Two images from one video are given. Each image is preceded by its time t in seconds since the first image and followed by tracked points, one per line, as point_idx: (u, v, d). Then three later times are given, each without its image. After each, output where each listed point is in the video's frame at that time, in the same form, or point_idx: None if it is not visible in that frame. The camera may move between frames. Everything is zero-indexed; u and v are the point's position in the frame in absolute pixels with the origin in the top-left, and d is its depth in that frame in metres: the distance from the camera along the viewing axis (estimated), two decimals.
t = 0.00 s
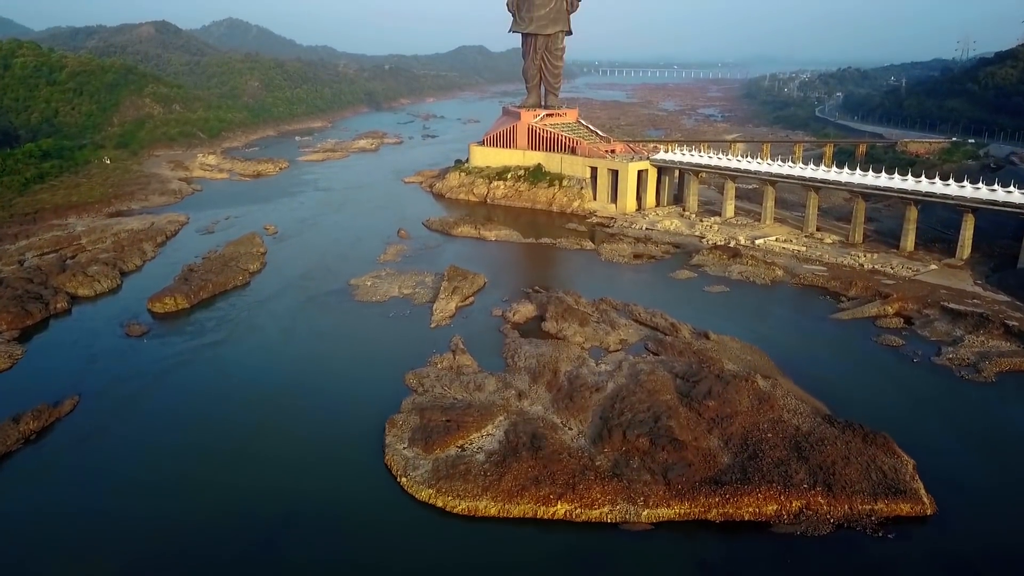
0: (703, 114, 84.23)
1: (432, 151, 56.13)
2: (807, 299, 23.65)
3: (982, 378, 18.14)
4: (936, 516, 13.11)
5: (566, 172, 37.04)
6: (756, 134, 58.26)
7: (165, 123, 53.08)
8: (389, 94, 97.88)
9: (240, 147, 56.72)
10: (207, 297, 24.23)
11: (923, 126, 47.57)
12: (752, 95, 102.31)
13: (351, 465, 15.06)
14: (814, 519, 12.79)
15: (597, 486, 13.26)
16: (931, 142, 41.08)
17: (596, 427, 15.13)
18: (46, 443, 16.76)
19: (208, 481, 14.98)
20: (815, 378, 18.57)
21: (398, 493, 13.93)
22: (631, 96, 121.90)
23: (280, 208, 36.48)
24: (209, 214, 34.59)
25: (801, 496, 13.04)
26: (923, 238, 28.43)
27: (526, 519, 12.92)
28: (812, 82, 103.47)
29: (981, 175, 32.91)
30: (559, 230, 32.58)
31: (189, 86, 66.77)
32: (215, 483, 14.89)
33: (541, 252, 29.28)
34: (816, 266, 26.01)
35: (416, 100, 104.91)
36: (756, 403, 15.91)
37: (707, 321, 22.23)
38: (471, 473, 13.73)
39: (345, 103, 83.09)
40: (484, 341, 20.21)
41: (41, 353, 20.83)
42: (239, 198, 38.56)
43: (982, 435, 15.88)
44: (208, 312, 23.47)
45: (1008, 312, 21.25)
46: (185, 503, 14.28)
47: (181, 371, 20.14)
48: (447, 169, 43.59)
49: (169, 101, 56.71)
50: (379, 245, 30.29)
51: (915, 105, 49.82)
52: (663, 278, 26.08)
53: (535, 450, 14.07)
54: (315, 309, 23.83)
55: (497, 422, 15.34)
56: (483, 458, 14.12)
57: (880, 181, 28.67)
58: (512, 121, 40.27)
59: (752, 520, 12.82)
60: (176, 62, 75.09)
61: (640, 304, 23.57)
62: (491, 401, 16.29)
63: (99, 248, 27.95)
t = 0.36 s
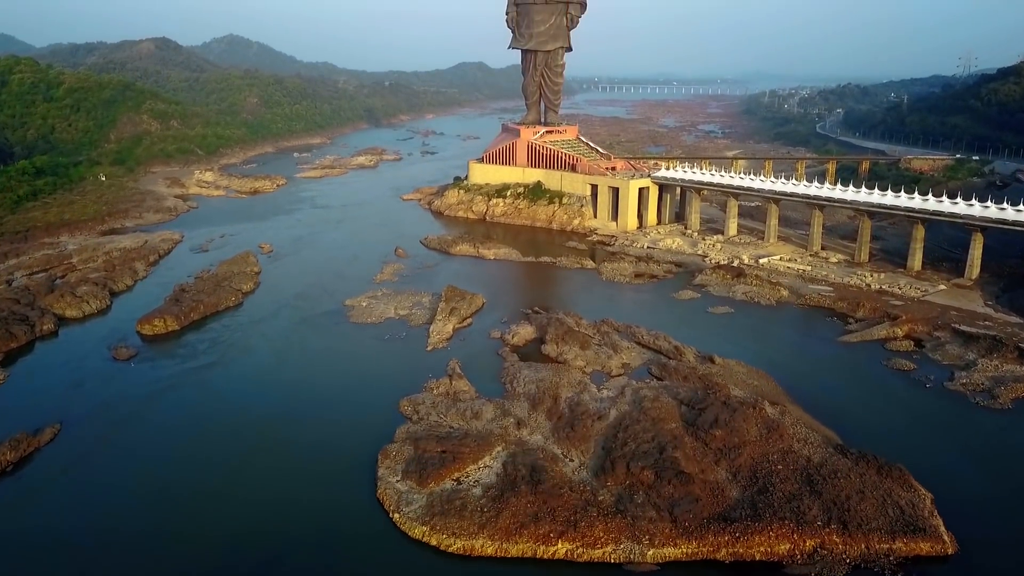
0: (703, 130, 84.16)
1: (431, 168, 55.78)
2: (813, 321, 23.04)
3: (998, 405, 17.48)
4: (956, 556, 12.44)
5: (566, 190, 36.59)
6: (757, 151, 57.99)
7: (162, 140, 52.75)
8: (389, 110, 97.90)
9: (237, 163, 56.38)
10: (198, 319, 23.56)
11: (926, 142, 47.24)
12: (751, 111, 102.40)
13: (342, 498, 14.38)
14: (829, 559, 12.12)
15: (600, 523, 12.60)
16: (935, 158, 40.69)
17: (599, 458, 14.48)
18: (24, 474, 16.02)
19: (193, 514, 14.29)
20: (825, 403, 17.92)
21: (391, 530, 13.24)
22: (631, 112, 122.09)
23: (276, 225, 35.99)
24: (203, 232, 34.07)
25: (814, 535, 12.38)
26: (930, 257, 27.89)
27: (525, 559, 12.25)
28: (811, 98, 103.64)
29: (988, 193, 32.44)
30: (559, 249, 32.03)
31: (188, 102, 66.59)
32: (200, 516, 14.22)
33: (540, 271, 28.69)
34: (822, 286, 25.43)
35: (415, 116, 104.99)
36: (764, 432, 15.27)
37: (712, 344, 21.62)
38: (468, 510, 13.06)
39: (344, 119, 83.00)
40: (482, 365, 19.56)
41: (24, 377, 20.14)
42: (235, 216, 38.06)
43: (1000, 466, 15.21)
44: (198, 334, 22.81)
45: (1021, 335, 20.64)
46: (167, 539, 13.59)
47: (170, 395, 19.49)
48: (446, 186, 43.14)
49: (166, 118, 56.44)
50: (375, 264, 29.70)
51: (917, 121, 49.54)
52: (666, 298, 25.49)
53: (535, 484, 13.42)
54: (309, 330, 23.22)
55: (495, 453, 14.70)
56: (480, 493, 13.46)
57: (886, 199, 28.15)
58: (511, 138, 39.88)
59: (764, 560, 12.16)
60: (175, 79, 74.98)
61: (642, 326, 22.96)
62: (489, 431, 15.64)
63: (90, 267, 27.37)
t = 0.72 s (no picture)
0: (703, 146, 83.95)
1: (429, 184, 55.39)
2: (821, 342, 22.42)
3: (1015, 432, 16.80)
4: None
5: (566, 207, 36.11)
6: (758, 167, 57.64)
7: (159, 156, 52.41)
8: (388, 126, 97.83)
9: (235, 180, 56.02)
10: (188, 340, 22.88)
11: (928, 158, 46.88)
12: (752, 127, 102.38)
13: (332, 530, 13.68)
14: None
15: (603, 562, 11.93)
16: (939, 175, 40.25)
17: (601, 492, 13.83)
18: None
19: (176, 547, 13.60)
20: (835, 428, 17.27)
21: (383, 568, 12.54)
22: (631, 128, 122.08)
23: (272, 243, 35.50)
24: (198, 250, 33.55)
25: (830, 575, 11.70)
26: (938, 276, 27.32)
27: None
28: (811, 113, 103.68)
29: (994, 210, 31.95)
30: (559, 266, 31.48)
31: (186, 118, 66.38)
32: (185, 548, 13.52)
33: (540, 290, 28.10)
34: (828, 306, 24.83)
35: (415, 132, 104.95)
36: (774, 462, 14.61)
37: (716, 366, 20.98)
38: (464, 547, 12.38)
39: (344, 134, 82.85)
40: (479, 389, 18.90)
41: (6, 401, 19.43)
42: (231, 233, 37.57)
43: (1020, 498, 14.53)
44: (188, 356, 22.13)
45: None
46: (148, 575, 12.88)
47: (158, 419, 18.81)
48: (445, 203, 42.69)
49: (164, 134, 56.16)
50: (372, 283, 29.15)
51: (919, 137, 49.23)
52: (669, 318, 24.87)
53: (535, 520, 12.77)
54: (302, 352, 22.59)
55: (493, 486, 14.05)
56: (477, 529, 12.80)
57: (892, 217, 27.60)
58: (510, 154, 39.47)
59: None
60: (174, 95, 74.85)
61: (645, 347, 22.33)
62: (486, 461, 14.99)
63: (80, 286, 26.78)
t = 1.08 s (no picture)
0: (703, 162, 83.73)
1: (428, 200, 54.99)
2: (828, 364, 21.79)
3: None
4: None
5: (566, 224, 35.61)
6: (759, 183, 57.31)
7: (155, 172, 51.98)
8: (388, 142, 97.76)
9: (232, 196, 55.57)
10: (177, 363, 22.17)
11: (932, 174, 46.49)
12: (752, 143, 102.34)
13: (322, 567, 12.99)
14: None
15: None
16: (943, 191, 39.84)
17: (604, 527, 13.16)
18: None
19: None
20: (847, 456, 16.58)
21: None
22: (631, 144, 122.14)
23: (268, 261, 34.94)
24: (191, 268, 32.96)
25: None
26: (946, 295, 26.75)
27: None
28: (812, 130, 103.71)
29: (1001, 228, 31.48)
30: (558, 285, 30.88)
31: (184, 134, 66.06)
32: None
33: (540, 309, 27.46)
34: (835, 326, 24.22)
35: (415, 148, 104.87)
36: (785, 494, 13.95)
37: (722, 390, 20.33)
38: None
39: (343, 150, 82.67)
40: (477, 415, 18.23)
41: None
42: (225, 251, 37.02)
43: None
44: (177, 379, 21.44)
45: None
46: None
47: (144, 445, 18.11)
48: (443, 220, 42.16)
49: (161, 150, 55.83)
50: (368, 302, 28.53)
51: (922, 153, 48.90)
52: (672, 338, 24.25)
53: (534, 559, 12.10)
54: (295, 374, 21.94)
55: (491, 520, 13.38)
56: (474, 568, 12.13)
57: (899, 235, 27.06)
58: (509, 171, 39.05)
59: None
60: (172, 111, 74.64)
61: (647, 370, 21.70)
62: (484, 493, 14.32)
63: (68, 306, 26.13)
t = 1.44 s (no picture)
0: (704, 177, 83.44)
1: (427, 216, 54.57)
2: (836, 386, 21.15)
3: None
4: None
5: (566, 240, 35.09)
6: (761, 199, 56.91)
7: (152, 188, 51.61)
8: (388, 157, 97.64)
9: (229, 211, 55.17)
10: (166, 385, 21.51)
11: (936, 190, 46.05)
12: (752, 157, 102.18)
13: None
14: None
15: None
16: (948, 207, 39.35)
17: (607, 564, 12.49)
18: None
19: None
20: (860, 485, 15.91)
21: None
22: (631, 159, 122.10)
23: (263, 278, 34.41)
24: (185, 285, 32.41)
25: None
26: (955, 314, 26.16)
27: None
28: (813, 144, 103.58)
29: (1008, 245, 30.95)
30: (558, 302, 30.30)
31: (182, 149, 65.82)
32: None
33: (539, 328, 26.83)
34: (843, 346, 23.60)
35: (414, 162, 104.78)
36: (797, 527, 13.27)
37: (727, 413, 19.68)
38: None
39: (342, 165, 82.46)
40: (474, 441, 17.57)
41: None
42: (221, 267, 36.51)
43: None
44: (165, 402, 20.76)
45: None
46: None
47: (129, 471, 17.42)
48: (442, 236, 41.66)
49: (158, 165, 55.52)
50: (364, 320, 27.95)
51: (926, 168, 48.49)
52: (675, 359, 23.62)
53: None
54: (288, 396, 21.29)
55: (488, 555, 12.71)
56: None
57: (906, 253, 26.49)
58: (509, 187, 38.61)
59: None
60: (170, 125, 74.48)
61: (651, 392, 21.06)
62: (481, 526, 13.66)
63: (57, 325, 25.53)
